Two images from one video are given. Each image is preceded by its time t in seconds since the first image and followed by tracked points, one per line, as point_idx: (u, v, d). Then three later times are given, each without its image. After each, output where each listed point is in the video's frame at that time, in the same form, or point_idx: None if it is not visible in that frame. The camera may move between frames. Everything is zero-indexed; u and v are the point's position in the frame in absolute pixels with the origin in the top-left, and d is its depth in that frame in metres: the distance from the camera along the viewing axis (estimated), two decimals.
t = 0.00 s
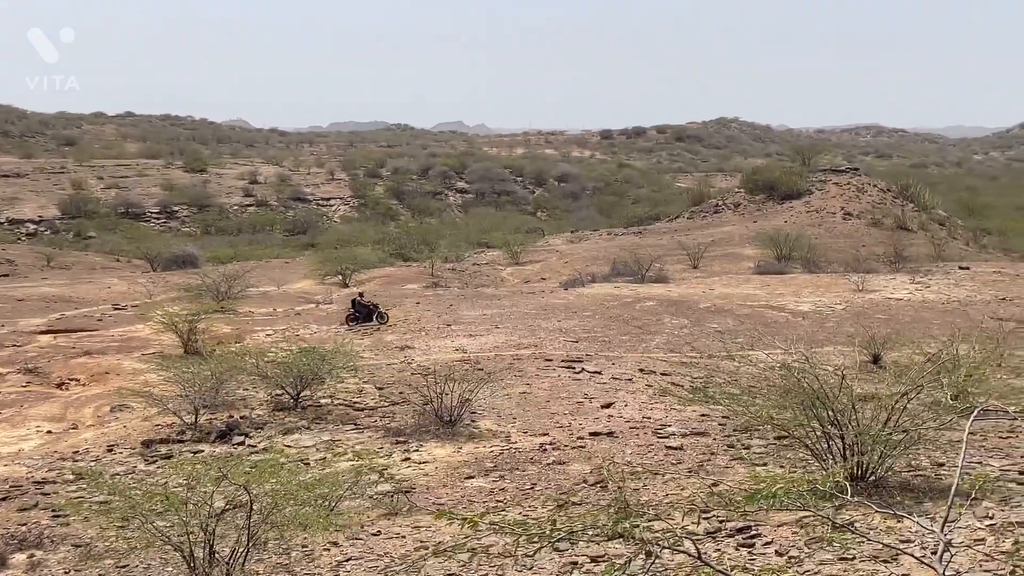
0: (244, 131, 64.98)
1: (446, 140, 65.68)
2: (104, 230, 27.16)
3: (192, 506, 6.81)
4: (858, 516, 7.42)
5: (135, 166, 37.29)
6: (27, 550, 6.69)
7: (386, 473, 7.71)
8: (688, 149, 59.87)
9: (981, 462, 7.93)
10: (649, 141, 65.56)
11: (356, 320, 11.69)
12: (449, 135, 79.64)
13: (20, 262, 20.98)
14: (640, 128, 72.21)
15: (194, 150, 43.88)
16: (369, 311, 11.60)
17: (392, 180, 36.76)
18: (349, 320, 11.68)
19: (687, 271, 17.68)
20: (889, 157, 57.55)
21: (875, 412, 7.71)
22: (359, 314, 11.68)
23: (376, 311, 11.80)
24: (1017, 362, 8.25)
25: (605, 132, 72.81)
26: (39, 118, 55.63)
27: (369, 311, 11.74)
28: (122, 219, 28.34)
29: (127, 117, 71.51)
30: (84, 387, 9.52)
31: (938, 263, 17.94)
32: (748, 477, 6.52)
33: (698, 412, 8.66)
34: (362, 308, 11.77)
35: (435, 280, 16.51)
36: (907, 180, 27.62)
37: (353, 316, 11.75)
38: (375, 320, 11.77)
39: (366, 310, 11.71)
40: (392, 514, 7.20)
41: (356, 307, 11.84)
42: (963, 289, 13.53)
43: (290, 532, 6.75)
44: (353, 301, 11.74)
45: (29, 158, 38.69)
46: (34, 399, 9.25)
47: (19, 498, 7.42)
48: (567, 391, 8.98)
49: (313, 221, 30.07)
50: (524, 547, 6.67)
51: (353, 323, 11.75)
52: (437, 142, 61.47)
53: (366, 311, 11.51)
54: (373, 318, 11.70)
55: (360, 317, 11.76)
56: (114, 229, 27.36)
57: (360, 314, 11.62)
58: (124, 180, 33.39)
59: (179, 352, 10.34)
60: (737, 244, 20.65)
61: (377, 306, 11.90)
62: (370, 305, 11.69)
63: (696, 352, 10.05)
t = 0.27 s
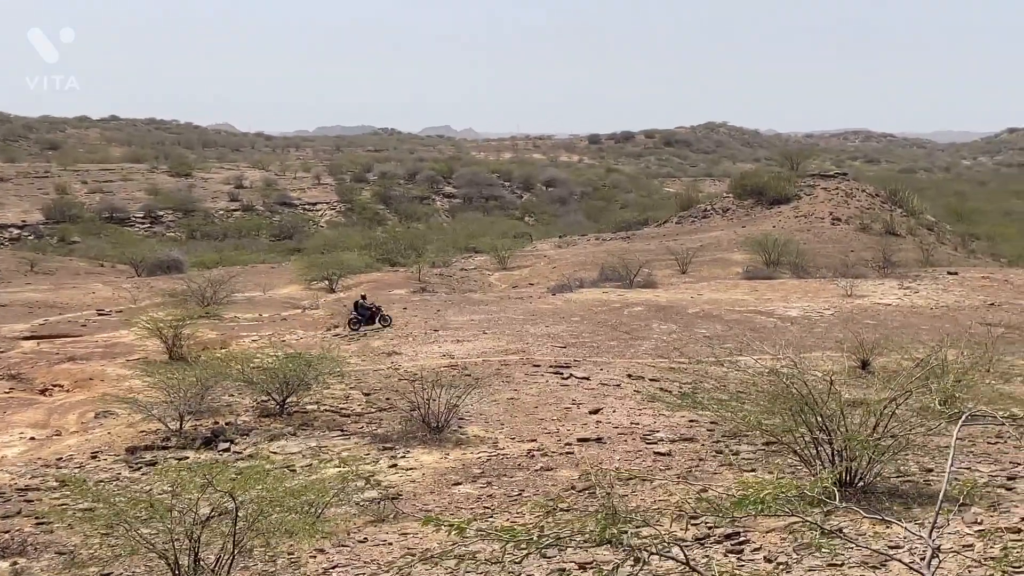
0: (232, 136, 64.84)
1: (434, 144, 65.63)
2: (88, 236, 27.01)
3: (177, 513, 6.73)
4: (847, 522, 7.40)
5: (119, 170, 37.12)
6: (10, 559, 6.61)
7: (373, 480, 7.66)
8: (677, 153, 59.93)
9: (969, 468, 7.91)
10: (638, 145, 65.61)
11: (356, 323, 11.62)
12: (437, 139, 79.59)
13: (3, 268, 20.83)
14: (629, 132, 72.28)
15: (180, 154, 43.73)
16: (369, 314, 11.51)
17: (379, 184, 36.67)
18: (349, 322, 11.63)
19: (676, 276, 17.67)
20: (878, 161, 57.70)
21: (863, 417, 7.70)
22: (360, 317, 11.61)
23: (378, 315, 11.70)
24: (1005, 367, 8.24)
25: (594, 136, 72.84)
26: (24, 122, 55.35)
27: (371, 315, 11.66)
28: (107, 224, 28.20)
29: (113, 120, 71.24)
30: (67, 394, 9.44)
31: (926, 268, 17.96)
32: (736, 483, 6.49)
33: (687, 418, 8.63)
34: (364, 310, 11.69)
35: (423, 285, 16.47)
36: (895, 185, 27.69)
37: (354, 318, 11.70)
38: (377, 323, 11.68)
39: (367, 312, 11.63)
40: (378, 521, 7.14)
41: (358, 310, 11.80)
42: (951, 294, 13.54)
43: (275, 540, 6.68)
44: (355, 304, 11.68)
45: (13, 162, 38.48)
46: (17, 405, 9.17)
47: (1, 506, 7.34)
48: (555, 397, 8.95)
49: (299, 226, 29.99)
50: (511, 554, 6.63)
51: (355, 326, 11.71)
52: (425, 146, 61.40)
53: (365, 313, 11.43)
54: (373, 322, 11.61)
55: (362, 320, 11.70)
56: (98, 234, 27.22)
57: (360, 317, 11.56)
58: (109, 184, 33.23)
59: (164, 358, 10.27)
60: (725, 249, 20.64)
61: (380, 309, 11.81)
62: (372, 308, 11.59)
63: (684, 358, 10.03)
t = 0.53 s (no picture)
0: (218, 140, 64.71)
1: (421, 149, 65.60)
2: (76, 240, 26.93)
3: (164, 519, 6.71)
4: (833, 526, 7.42)
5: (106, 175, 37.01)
6: None
7: (361, 484, 7.65)
8: (665, 158, 60.04)
9: (955, 472, 7.95)
10: (625, 150, 65.71)
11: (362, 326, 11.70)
12: (424, 143, 79.60)
13: None
14: (616, 137, 72.43)
15: (166, 159, 43.63)
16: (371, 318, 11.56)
17: (366, 189, 36.64)
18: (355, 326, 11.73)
19: (663, 281, 17.72)
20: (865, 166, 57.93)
21: (849, 421, 7.72)
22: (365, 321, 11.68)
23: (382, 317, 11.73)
24: (990, 372, 8.27)
25: (581, 140, 72.95)
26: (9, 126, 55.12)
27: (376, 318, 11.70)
28: (93, 229, 28.11)
29: (100, 125, 71.02)
30: (54, 399, 9.42)
31: (912, 272, 18.04)
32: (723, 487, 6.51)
33: (674, 422, 8.64)
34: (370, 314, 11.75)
35: (410, 290, 16.47)
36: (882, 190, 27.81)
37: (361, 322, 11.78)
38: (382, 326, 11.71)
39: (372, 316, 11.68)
40: (366, 526, 7.13)
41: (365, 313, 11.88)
42: (936, 299, 13.61)
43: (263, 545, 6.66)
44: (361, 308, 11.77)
45: None
46: (3, 411, 9.14)
47: None
48: (542, 402, 8.95)
49: (286, 231, 29.93)
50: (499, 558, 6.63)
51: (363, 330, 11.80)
52: (412, 151, 61.40)
53: (367, 317, 11.50)
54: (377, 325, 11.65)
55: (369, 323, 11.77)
56: (85, 239, 27.14)
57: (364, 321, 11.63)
58: (95, 189, 33.12)
59: (150, 362, 10.25)
60: (713, 254, 20.70)
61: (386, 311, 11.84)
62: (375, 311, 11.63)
63: (671, 362, 10.05)
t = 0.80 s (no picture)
0: (206, 143, 64.62)
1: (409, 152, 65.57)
2: (61, 244, 26.79)
3: (150, 524, 6.68)
4: (819, 530, 7.44)
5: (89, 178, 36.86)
6: None
7: (347, 489, 7.64)
8: (654, 161, 60.14)
9: (940, 475, 7.97)
10: (614, 154, 65.80)
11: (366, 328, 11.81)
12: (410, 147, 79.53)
13: None
14: (604, 141, 72.50)
15: (149, 163, 43.48)
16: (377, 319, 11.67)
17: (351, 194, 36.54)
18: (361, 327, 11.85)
19: (651, 285, 17.75)
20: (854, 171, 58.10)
21: (835, 425, 7.74)
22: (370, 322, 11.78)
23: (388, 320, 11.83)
24: (976, 375, 8.30)
25: (570, 144, 73.03)
26: None
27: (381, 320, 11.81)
28: (78, 232, 27.98)
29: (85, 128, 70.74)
30: (39, 403, 9.37)
31: (898, 277, 18.09)
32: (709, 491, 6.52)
33: (661, 426, 8.64)
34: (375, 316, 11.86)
35: (397, 294, 16.46)
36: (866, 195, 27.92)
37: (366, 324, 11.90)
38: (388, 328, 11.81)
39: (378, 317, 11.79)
40: (353, 531, 7.10)
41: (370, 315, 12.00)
42: (922, 303, 13.66)
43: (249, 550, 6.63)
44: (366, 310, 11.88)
45: None
46: None
47: None
48: (529, 406, 8.95)
49: (272, 235, 29.87)
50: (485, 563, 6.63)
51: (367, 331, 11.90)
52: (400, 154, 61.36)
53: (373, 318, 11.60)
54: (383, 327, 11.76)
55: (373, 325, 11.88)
56: (71, 243, 27.00)
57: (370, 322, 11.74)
58: (81, 193, 33.03)
59: (136, 367, 10.22)
60: (701, 259, 20.74)
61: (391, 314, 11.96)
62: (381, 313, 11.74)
63: (658, 366, 10.07)
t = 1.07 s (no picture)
0: (187, 142, 63.86)
1: (391, 150, 64.95)
2: (20, 245, 25.98)
3: (112, 541, 6.22)
4: (821, 546, 7.06)
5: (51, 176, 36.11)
6: None
7: (324, 503, 7.21)
8: (642, 160, 59.75)
9: (946, 489, 7.60)
10: (603, 152, 65.38)
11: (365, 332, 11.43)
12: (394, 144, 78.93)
13: None
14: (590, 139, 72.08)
15: (116, 160, 42.77)
16: (378, 323, 11.29)
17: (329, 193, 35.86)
18: (359, 330, 11.48)
19: (644, 288, 17.35)
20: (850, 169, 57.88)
21: (836, 436, 7.37)
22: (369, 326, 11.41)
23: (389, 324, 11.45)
24: (982, 384, 7.95)
25: (556, 142, 72.53)
26: None
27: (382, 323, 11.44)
28: (38, 233, 27.26)
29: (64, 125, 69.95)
30: None
31: (901, 280, 17.78)
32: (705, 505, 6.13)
33: (654, 437, 8.26)
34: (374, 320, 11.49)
35: (378, 298, 16.03)
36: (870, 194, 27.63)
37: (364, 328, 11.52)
38: (388, 333, 11.44)
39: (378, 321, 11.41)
40: (330, 547, 6.65)
41: (369, 318, 11.63)
42: (928, 307, 13.32)
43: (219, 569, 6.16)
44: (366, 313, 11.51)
45: None
46: None
47: None
48: (515, 416, 8.55)
49: (244, 236, 29.29)
50: None
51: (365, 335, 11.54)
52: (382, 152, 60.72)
53: (373, 321, 11.22)
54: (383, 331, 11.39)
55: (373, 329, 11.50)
56: (30, 243, 26.23)
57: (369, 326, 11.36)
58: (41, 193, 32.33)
59: (101, 375, 9.78)
60: (693, 261, 20.36)
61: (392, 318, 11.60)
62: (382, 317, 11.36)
63: (651, 374, 9.68)
